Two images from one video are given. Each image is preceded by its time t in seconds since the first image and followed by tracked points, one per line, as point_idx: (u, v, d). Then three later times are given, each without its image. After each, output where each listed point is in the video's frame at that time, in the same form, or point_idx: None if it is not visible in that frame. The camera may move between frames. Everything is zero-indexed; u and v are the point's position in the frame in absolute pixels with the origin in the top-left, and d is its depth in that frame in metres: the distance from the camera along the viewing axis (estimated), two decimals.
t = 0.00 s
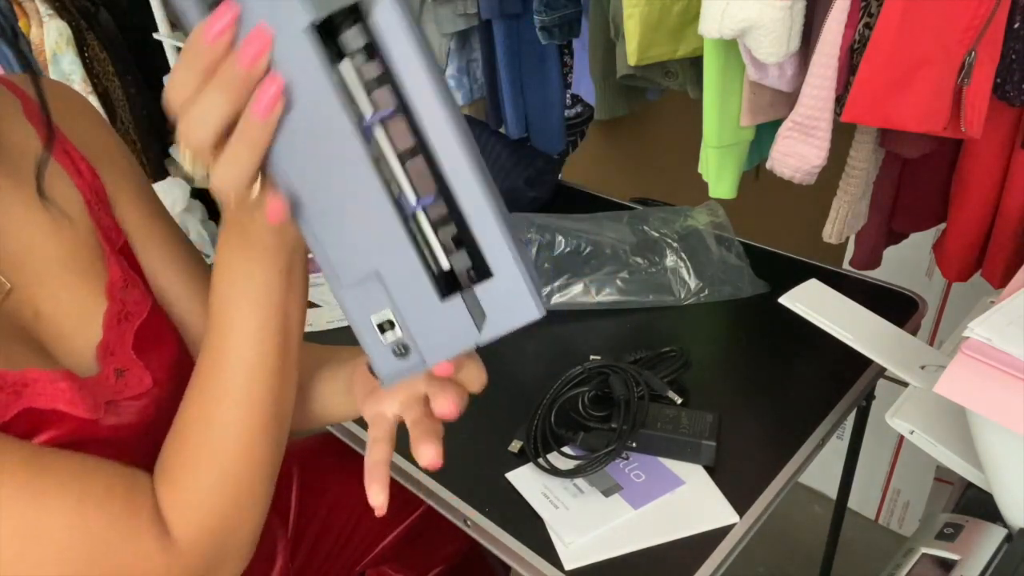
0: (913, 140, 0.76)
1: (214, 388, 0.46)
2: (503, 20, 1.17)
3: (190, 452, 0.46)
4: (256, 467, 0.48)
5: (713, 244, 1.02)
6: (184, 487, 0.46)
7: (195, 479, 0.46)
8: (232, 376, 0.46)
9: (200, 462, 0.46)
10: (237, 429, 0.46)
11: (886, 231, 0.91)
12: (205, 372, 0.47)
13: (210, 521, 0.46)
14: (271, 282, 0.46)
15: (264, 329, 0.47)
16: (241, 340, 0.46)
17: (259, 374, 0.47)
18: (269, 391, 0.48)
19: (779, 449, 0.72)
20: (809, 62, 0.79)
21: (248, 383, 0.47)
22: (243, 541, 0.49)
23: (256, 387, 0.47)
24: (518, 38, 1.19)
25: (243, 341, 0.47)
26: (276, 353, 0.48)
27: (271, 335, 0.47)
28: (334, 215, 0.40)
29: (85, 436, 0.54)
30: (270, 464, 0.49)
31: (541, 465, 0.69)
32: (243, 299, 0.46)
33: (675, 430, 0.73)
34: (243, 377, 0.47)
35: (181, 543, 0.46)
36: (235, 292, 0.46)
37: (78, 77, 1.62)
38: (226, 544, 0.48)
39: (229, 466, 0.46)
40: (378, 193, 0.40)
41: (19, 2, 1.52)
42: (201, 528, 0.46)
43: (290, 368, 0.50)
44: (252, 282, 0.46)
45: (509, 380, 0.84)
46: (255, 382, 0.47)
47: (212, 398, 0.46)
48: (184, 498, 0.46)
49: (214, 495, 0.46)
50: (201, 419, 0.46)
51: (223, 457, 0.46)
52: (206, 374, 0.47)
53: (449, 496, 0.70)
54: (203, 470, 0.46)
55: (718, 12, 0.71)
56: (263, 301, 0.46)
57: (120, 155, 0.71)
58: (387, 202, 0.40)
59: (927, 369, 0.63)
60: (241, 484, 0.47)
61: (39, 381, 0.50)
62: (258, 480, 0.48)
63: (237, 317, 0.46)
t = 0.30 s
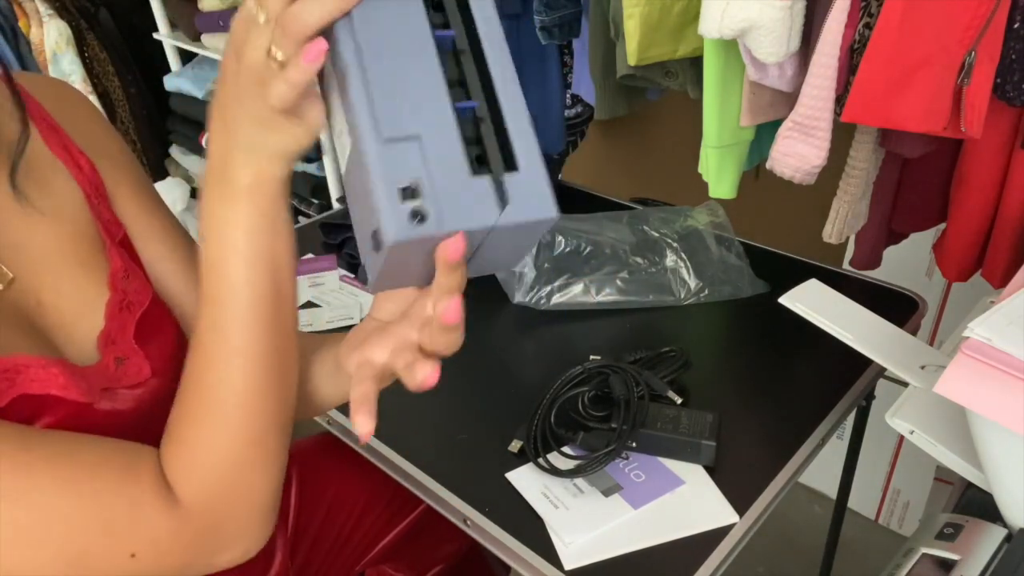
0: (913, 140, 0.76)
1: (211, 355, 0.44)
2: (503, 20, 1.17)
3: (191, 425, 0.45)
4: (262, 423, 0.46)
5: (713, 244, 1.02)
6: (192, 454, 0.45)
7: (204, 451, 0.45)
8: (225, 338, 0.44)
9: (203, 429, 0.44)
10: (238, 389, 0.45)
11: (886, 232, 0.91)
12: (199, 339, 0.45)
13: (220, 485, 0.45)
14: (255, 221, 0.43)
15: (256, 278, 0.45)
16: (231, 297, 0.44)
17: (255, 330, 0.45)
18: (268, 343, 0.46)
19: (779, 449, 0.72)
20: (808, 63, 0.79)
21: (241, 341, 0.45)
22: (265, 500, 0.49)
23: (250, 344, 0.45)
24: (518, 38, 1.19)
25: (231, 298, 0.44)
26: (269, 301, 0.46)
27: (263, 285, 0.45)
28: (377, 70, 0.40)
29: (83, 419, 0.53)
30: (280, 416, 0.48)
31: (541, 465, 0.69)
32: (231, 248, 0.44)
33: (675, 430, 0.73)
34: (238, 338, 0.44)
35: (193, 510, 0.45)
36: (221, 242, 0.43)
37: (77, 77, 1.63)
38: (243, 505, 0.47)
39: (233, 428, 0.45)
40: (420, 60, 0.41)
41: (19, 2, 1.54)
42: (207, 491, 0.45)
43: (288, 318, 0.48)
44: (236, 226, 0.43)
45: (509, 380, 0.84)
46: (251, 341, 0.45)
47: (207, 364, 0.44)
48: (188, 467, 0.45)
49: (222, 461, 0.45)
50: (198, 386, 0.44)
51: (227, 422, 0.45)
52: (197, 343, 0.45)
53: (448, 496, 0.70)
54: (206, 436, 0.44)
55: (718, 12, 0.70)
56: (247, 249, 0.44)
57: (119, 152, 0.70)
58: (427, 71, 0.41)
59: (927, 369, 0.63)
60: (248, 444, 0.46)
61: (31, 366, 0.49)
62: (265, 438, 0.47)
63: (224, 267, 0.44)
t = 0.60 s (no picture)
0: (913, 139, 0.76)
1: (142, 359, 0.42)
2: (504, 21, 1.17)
3: (134, 440, 0.42)
4: (214, 422, 0.43)
5: (713, 244, 1.02)
6: (140, 470, 0.42)
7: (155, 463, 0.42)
8: (148, 338, 0.42)
9: (149, 440, 0.42)
10: (177, 390, 0.42)
11: (885, 232, 0.91)
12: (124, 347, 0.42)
13: (183, 495, 0.43)
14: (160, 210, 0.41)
15: (181, 269, 0.43)
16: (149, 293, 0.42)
17: (185, 326, 0.43)
18: (208, 336, 0.43)
19: (778, 449, 0.72)
20: (808, 63, 0.79)
21: (172, 339, 0.42)
22: (246, 507, 0.46)
23: (182, 341, 0.42)
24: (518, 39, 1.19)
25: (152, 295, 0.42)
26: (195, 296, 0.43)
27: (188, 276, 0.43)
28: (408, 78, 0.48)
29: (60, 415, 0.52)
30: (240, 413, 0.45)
31: (541, 465, 0.69)
32: (151, 245, 0.42)
33: (675, 430, 0.73)
34: (167, 338, 0.42)
35: (163, 524, 0.43)
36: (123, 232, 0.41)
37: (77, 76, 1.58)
38: (224, 514, 0.45)
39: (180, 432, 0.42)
40: (431, 69, 0.49)
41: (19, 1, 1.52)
42: (171, 507, 0.43)
43: (221, 304, 0.45)
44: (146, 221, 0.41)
45: (509, 380, 0.84)
46: (182, 338, 0.42)
47: (135, 368, 0.42)
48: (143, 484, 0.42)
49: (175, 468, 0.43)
50: (129, 394, 0.42)
51: (176, 426, 0.42)
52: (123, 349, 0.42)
53: (448, 496, 0.70)
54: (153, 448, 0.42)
55: (718, 12, 0.70)
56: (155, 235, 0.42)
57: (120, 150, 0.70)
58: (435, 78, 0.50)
59: (927, 369, 0.63)
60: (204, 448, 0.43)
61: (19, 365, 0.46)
62: (218, 437, 0.44)
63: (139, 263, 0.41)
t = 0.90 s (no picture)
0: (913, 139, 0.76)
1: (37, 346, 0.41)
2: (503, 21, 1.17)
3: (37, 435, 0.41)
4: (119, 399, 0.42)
5: (713, 244, 1.02)
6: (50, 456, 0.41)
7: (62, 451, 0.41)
8: (34, 343, 0.41)
9: (50, 441, 0.41)
10: (71, 370, 0.41)
11: (885, 232, 0.91)
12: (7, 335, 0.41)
13: (94, 478, 0.42)
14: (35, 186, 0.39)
15: (58, 265, 0.41)
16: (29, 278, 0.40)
17: (68, 322, 0.41)
18: (99, 309, 0.42)
19: (779, 449, 0.72)
20: (808, 63, 0.79)
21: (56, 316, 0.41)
22: (173, 484, 0.44)
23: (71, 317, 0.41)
24: (518, 40, 1.19)
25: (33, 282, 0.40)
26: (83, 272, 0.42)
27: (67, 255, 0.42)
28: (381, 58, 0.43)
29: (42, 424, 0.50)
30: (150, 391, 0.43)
31: (541, 465, 0.69)
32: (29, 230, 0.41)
33: (675, 430, 0.73)
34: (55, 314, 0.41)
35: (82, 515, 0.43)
36: None
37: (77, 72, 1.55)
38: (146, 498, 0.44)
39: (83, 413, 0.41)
40: (388, 50, 0.45)
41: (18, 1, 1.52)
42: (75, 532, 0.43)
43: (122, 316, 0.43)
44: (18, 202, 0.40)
45: (509, 380, 0.84)
46: (66, 314, 0.41)
47: (25, 376, 0.41)
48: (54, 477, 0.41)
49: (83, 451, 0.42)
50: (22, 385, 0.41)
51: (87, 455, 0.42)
52: None
53: (448, 496, 0.70)
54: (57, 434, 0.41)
55: (718, 12, 0.70)
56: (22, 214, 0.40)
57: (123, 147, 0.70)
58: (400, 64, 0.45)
59: (927, 369, 0.63)
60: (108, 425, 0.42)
61: None
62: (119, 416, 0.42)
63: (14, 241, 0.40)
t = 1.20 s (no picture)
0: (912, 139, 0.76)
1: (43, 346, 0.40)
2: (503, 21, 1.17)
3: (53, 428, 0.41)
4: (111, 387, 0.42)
5: (713, 244, 1.02)
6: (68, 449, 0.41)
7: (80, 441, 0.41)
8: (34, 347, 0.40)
9: (65, 437, 0.41)
10: (76, 368, 0.41)
11: (885, 232, 0.91)
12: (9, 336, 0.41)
13: (116, 463, 0.42)
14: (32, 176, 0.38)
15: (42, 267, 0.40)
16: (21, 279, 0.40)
17: (65, 324, 0.41)
18: (97, 297, 0.42)
19: (778, 449, 0.72)
20: (808, 63, 0.79)
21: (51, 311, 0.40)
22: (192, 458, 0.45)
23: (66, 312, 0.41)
24: (518, 39, 1.19)
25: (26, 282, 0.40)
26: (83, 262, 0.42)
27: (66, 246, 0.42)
28: (367, 52, 0.42)
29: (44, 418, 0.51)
30: (156, 376, 0.43)
31: (542, 465, 0.69)
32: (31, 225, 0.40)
33: (675, 430, 0.73)
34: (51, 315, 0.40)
35: (111, 497, 0.43)
36: None
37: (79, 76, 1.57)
38: (173, 474, 0.44)
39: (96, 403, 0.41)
40: (369, 47, 0.44)
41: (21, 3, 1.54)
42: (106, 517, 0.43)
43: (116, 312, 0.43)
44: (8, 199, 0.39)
45: (509, 380, 0.84)
46: (55, 311, 0.40)
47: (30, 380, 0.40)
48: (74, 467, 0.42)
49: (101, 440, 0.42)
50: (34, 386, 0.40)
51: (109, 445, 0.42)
52: None
53: (448, 496, 0.70)
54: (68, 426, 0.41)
55: (718, 12, 0.70)
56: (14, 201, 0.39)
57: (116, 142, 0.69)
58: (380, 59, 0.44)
59: (927, 369, 0.63)
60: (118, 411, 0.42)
61: None
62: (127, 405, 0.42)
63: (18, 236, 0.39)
